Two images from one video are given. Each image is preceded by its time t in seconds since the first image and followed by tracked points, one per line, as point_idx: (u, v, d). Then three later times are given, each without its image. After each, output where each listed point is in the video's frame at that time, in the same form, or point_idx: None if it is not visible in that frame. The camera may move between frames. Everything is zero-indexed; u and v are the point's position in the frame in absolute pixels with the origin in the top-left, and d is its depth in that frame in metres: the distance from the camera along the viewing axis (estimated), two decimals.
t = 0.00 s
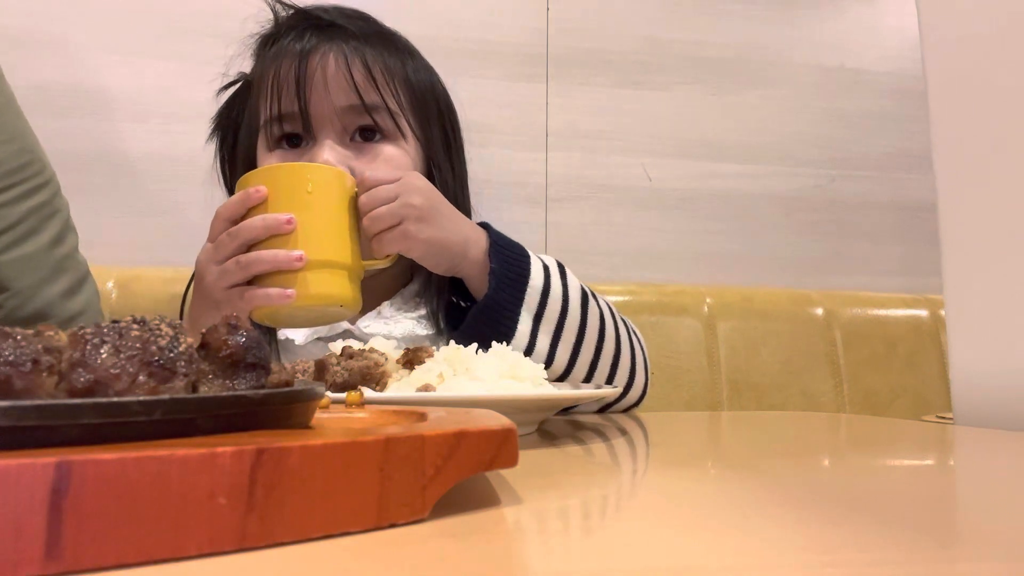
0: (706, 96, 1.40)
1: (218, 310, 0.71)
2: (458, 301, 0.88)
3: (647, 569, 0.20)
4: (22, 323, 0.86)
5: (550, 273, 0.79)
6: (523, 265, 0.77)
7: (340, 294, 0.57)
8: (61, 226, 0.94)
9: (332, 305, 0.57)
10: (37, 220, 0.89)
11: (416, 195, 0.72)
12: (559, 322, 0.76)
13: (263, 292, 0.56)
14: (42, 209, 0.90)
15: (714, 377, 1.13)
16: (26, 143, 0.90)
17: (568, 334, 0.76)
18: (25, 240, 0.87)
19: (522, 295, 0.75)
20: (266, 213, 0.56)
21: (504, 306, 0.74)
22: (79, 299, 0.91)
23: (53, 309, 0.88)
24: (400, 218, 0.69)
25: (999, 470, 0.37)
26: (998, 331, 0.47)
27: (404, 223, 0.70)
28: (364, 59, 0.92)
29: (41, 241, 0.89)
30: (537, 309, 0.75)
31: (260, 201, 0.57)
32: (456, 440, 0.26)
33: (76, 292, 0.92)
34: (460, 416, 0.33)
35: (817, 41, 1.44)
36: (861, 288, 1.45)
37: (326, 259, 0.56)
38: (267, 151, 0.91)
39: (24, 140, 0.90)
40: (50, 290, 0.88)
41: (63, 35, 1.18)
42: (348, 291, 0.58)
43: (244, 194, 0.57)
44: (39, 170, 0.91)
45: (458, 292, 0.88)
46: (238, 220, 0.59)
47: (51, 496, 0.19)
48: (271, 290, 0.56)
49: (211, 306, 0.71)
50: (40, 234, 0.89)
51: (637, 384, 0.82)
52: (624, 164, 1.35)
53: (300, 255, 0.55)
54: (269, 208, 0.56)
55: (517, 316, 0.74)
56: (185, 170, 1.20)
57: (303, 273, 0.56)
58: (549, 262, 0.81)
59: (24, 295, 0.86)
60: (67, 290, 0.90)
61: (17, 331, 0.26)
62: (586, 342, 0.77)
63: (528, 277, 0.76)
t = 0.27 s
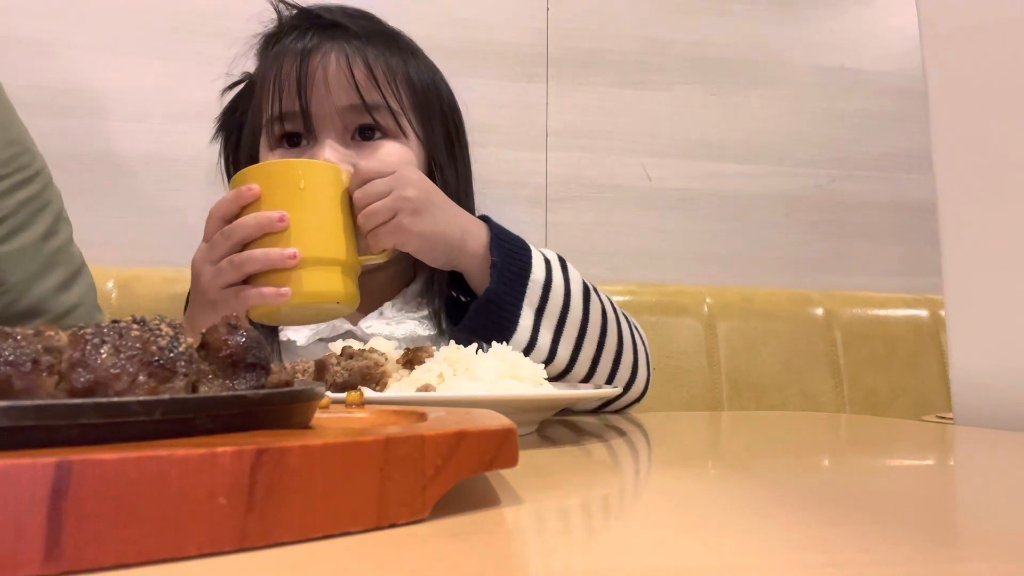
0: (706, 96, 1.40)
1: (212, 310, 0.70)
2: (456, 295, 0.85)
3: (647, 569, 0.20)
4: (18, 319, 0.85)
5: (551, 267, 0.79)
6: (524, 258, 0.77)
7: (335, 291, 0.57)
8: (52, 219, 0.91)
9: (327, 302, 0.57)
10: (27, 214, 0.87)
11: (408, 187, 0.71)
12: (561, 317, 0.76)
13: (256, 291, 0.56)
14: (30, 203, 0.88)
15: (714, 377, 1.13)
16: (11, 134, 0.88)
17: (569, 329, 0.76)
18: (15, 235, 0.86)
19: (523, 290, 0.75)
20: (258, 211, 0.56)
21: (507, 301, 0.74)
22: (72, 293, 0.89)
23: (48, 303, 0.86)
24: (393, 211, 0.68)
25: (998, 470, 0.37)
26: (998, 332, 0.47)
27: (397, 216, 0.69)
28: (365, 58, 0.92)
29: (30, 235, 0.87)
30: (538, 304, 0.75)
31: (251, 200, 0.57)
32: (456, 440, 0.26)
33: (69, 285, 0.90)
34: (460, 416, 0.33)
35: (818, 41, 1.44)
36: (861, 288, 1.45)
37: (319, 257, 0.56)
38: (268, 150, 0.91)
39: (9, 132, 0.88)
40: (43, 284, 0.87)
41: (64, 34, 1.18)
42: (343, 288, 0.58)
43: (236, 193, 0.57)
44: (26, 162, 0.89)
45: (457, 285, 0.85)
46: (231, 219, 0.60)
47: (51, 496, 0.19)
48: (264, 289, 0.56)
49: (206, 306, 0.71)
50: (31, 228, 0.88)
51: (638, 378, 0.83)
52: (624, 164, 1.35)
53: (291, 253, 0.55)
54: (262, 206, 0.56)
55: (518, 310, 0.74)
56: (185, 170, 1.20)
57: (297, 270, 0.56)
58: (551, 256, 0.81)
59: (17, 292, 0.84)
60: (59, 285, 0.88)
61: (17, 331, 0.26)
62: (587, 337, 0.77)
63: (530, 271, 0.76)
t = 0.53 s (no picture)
0: (707, 96, 1.40)
1: (219, 297, 0.70)
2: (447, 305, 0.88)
3: (645, 569, 0.20)
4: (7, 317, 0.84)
5: (539, 274, 0.78)
6: (511, 266, 0.76)
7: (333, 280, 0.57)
8: (43, 216, 0.91)
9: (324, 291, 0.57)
10: (16, 211, 0.87)
11: (415, 183, 0.71)
12: (552, 323, 0.76)
13: (255, 280, 0.57)
14: (20, 200, 0.88)
15: (714, 377, 1.13)
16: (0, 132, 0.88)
17: (562, 334, 0.76)
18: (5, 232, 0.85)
19: (510, 299, 0.74)
20: (258, 199, 0.56)
21: (493, 311, 0.74)
22: (63, 292, 0.89)
23: (36, 302, 0.86)
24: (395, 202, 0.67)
25: (998, 470, 0.37)
26: (998, 332, 0.47)
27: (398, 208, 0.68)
28: (369, 55, 0.91)
29: (19, 233, 0.87)
30: (526, 314, 0.75)
31: (251, 188, 0.57)
32: (456, 440, 0.26)
33: (60, 284, 0.90)
34: (460, 416, 0.33)
35: (818, 41, 1.44)
36: (861, 288, 1.45)
37: (317, 245, 0.56)
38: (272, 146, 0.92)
39: None
40: (32, 283, 0.86)
41: (64, 35, 1.18)
42: (342, 277, 0.58)
43: (235, 181, 0.57)
44: (14, 159, 0.89)
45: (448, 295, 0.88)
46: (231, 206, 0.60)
47: (51, 496, 0.19)
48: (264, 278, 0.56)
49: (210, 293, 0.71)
50: (20, 226, 0.87)
51: (636, 380, 0.83)
52: (624, 164, 1.35)
53: (290, 242, 0.55)
54: (262, 193, 0.56)
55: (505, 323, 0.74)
56: (185, 170, 1.20)
57: (296, 258, 0.56)
58: (540, 262, 0.81)
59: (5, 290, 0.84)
60: (50, 283, 0.88)
61: (17, 331, 0.26)
62: (580, 341, 0.77)
63: (516, 280, 0.76)
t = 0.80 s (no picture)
0: (707, 96, 1.40)
1: (232, 292, 0.70)
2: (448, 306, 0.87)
3: (647, 569, 0.20)
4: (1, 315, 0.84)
5: (539, 278, 0.78)
6: (511, 271, 0.77)
7: (350, 277, 0.57)
8: (38, 213, 0.91)
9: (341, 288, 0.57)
10: (10, 209, 0.87)
11: (427, 186, 0.71)
12: (553, 324, 0.75)
13: (273, 278, 0.57)
14: (14, 197, 0.88)
15: (714, 377, 1.13)
16: None
17: (563, 335, 0.75)
18: None
19: (509, 304, 0.75)
20: (273, 197, 0.56)
21: (492, 315, 0.74)
22: (58, 289, 0.89)
23: (29, 300, 0.86)
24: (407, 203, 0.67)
25: (998, 470, 0.37)
26: (998, 332, 0.47)
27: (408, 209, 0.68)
28: (381, 55, 0.91)
29: (14, 230, 0.87)
30: (525, 317, 0.75)
31: (267, 186, 0.57)
32: (456, 440, 0.26)
33: (56, 282, 0.89)
34: (460, 416, 0.33)
35: (818, 41, 1.44)
36: (861, 288, 1.45)
37: (334, 242, 0.56)
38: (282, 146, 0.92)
39: None
40: (26, 281, 0.86)
41: (64, 34, 1.18)
42: (357, 275, 0.58)
43: (251, 180, 0.57)
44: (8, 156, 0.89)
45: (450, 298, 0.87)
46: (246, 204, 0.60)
47: (51, 496, 0.19)
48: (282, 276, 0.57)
49: (224, 289, 0.71)
50: (15, 223, 0.87)
51: (639, 384, 0.82)
52: (624, 164, 1.35)
53: (307, 239, 0.55)
54: (277, 192, 0.56)
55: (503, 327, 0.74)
56: (185, 169, 1.20)
57: (311, 257, 0.56)
58: (540, 266, 0.81)
59: None
60: (45, 281, 0.88)
61: (17, 331, 0.26)
62: (582, 342, 0.76)
63: (516, 284, 0.76)
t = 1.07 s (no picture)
0: (707, 96, 1.40)
1: (245, 289, 0.70)
2: (458, 300, 0.87)
3: (649, 569, 0.20)
4: None
5: (551, 272, 0.78)
6: (523, 265, 0.76)
7: (364, 273, 0.57)
8: (34, 212, 0.91)
9: (356, 284, 0.57)
10: (7, 208, 0.87)
11: (437, 180, 0.70)
12: (563, 318, 0.75)
13: (287, 274, 0.57)
14: (12, 196, 0.88)
15: (714, 377, 1.13)
16: None
17: (573, 329, 0.75)
18: None
19: (521, 296, 0.74)
20: (286, 194, 0.57)
21: (504, 307, 0.74)
22: (56, 288, 0.88)
23: (26, 300, 0.86)
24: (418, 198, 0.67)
25: (998, 470, 0.37)
26: (997, 332, 0.47)
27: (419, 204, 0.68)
28: (392, 56, 0.91)
29: (12, 230, 0.87)
30: (538, 310, 0.74)
31: (279, 183, 0.57)
32: (456, 440, 0.26)
33: (53, 281, 0.89)
34: (460, 416, 0.33)
35: (818, 41, 1.44)
36: (861, 288, 1.45)
37: (349, 238, 0.56)
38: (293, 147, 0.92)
39: None
40: (23, 281, 0.86)
41: (64, 35, 1.18)
42: (371, 271, 0.58)
43: (264, 176, 0.57)
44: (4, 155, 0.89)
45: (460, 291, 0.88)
46: (258, 201, 0.60)
47: (51, 496, 0.19)
48: (296, 272, 0.56)
49: (239, 285, 0.71)
50: (13, 223, 0.87)
51: (649, 383, 0.82)
52: (624, 164, 1.35)
53: (321, 234, 0.56)
54: (290, 188, 0.56)
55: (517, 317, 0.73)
56: (185, 169, 1.20)
57: (325, 253, 0.56)
58: (552, 261, 0.80)
59: None
60: (42, 280, 0.88)
61: (16, 331, 0.26)
62: (592, 338, 0.76)
63: (527, 277, 0.76)
